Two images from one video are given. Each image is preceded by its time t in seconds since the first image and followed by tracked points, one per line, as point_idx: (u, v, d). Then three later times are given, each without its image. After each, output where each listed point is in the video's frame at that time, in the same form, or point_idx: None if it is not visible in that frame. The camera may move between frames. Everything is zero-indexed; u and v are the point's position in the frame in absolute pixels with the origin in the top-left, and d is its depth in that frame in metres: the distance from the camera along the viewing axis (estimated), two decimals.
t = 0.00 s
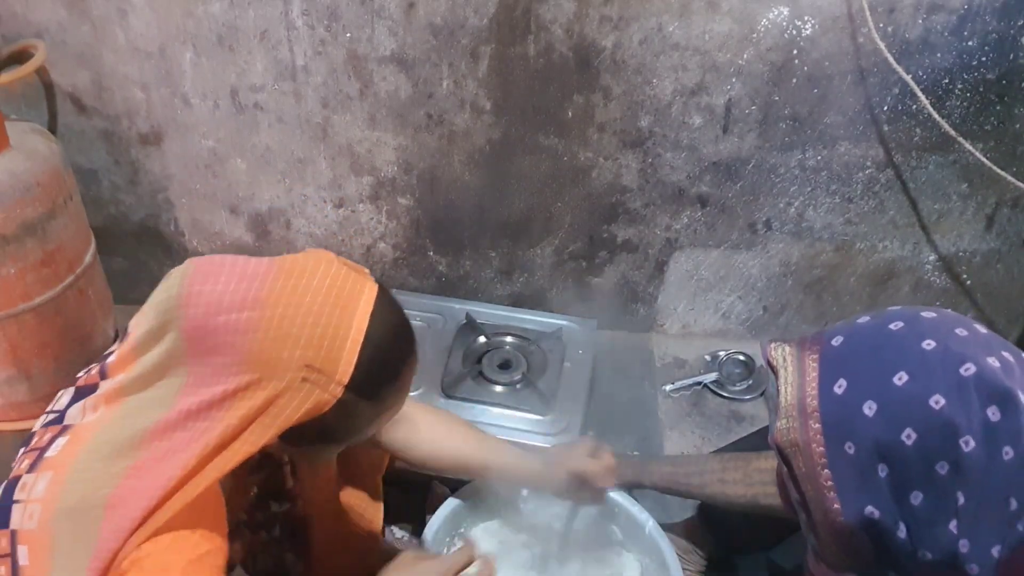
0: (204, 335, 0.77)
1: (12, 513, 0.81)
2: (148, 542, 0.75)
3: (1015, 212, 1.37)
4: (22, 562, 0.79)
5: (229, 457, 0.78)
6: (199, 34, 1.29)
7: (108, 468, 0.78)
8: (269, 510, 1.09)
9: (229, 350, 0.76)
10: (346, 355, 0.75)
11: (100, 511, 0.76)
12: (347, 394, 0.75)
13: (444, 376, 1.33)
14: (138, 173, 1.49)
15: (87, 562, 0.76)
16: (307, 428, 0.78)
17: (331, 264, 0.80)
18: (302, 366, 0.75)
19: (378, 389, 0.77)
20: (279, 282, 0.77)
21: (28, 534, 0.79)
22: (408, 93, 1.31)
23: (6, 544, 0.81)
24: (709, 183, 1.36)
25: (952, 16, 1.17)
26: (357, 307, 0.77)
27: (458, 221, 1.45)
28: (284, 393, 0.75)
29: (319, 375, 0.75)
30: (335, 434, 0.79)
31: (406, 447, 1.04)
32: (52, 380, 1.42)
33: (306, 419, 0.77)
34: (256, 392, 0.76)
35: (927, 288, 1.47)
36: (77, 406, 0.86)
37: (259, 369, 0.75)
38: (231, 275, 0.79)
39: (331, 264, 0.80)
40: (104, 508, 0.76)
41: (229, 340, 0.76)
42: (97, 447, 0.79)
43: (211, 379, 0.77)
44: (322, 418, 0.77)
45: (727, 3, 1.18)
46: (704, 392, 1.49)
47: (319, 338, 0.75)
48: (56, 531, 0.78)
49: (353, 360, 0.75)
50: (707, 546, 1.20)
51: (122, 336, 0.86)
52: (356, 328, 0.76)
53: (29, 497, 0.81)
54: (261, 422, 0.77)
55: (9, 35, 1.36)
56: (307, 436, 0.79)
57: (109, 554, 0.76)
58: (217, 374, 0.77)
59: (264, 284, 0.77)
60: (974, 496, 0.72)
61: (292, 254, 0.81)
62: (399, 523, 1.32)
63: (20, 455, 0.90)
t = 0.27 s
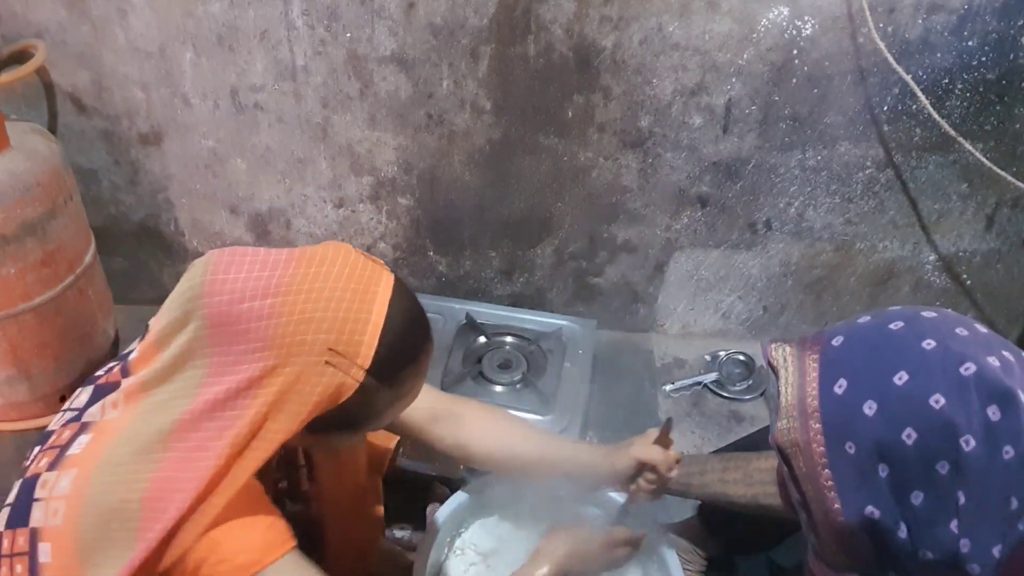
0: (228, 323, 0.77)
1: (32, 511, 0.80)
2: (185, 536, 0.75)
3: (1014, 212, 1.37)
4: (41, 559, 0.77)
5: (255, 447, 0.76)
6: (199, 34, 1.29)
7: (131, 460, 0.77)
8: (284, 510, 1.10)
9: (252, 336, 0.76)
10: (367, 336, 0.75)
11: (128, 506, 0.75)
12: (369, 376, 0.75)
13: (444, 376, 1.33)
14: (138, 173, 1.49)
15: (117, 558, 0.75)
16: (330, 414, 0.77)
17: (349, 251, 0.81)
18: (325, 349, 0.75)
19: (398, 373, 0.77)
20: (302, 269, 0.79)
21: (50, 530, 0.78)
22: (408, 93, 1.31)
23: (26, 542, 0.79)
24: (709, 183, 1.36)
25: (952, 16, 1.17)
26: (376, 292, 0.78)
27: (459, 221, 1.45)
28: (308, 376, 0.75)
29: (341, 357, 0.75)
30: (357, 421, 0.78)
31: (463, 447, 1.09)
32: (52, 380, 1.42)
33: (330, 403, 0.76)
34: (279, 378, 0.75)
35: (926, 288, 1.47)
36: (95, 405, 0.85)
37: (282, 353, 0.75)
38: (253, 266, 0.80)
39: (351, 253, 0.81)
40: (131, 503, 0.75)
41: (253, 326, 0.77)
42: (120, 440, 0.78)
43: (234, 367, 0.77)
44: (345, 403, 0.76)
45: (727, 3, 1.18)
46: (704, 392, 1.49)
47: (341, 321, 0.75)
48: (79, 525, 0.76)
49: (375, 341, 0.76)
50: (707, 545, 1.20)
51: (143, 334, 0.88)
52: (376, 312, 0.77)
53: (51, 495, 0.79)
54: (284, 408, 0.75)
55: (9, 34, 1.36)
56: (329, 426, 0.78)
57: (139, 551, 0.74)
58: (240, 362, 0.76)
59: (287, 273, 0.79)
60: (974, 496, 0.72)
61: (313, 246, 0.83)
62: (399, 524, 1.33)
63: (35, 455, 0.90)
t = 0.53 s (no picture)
0: (262, 321, 0.80)
1: (50, 508, 0.84)
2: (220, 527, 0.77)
3: (1015, 212, 1.37)
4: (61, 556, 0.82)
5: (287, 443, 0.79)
6: (199, 34, 1.29)
7: (166, 453, 0.80)
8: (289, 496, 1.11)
9: (287, 335, 0.79)
10: (401, 336, 0.79)
11: (164, 498, 0.78)
12: (402, 374, 0.79)
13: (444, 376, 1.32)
14: (138, 173, 1.49)
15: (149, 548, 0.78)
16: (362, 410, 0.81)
17: (380, 255, 0.84)
18: (360, 347, 0.78)
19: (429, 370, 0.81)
20: (335, 270, 0.82)
21: (84, 522, 0.81)
22: (408, 93, 1.31)
23: (40, 539, 0.84)
24: (709, 183, 1.36)
25: (952, 16, 1.17)
26: (408, 293, 0.82)
27: (459, 221, 1.45)
28: (343, 374, 0.78)
29: (376, 355, 0.78)
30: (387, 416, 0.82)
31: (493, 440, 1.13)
32: (52, 380, 1.42)
33: (363, 400, 0.79)
34: (314, 375, 0.78)
35: (926, 288, 1.47)
36: (116, 401, 0.88)
37: (318, 351, 0.78)
38: (286, 265, 0.83)
39: (382, 254, 0.85)
40: (166, 493, 0.78)
41: (287, 325, 0.79)
42: (154, 434, 0.81)
43: (269, 364, 0.79)
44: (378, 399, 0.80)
45: (726, 3, 1.18)
46: (704, 392, 1.49)
47: (376, 321, 0.79)
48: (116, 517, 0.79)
49: (407, 340, 0.80)
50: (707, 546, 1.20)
51: (167, 332, 0.90)
52: (409, 313, 0.80)
53: (73, 491, 0.83)
54: (318, 405, 0.78)
55: (9, 34, 1.37)
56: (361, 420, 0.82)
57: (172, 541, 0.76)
58: (274, 358, 0.79)
59: (321, 273, 0.82)
60: (975, 497, 0.72)
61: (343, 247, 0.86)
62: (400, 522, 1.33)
63: (50, 451, 0.92)
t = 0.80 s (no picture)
0: (256, 320, 0.81)
1: (44, 508, 0.84)
2: (220, 531, 0.77)
3: (1015, 212, 1.36)
4: (63, 553, 0.82)
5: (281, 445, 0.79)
6: (199, 34, 1.29)
7: (158, 457, 0.79)
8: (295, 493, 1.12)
9: (281, 336, 0.80)
10: (395, 337, 0.81)
11: (158, 502, 0.77)
12: (396, 375, 0.81)
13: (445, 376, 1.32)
14: (138, 173, 1.49)
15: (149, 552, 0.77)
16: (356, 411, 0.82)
17: (373, 256, 0.86)
18: (355, 349, 0.80)
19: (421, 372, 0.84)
20: (329, 271, 0.83)
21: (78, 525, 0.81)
22: (408, 93, 1.31)
23: (38, 538, 0.84)
24: (709, 183, 1.36)
25: (952, 16, 1.17)
26: (401, 295, 0.84)
27: (459, 221, 1.45)
28: (338, 375, 0.79)
29: (370, 356, 0.80)
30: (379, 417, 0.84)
31: (483, 408, 1.07)
32: (52, 380, 1.42)
33: (357, 401, 0.81)
34: (309, 377, 0.79)
35: (926, 288, 1.47)
36: (106, 400, 0.87)
37: (313, 353, 0.79)
38: (279, 267, 0.83)
39: (374, 255, 0.87)
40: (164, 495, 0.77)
41: (282, 324, 0.80)
42: (149, 438, 0.80)
43: (262, 366, 0.79)
44: (372, 401, 0.81)
45: (726, 3, 1.18)
46: (704, 392, 1.49)
47: (370, 322, 0.81)
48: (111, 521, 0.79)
49: (401, 341, 0.81)
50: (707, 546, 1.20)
51: (155, 333, 0.89)
52: (403, 314, 0.82)
53: (67, 490, 0.83)
54: (312, 406, 0.79)
55: (9, 35, 1.37)
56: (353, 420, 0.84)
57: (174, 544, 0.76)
58: (270, 357, 0.79)
59: (314, 274, 0.83)
60: (976, 496, 0.72)
61: (335, 248, 0.87)
62: (400, 522, 1.31)
63: (42, 452, 0.91)
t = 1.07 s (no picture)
0: (198, 306, 0.75)
1: (20, 517, 0.82)
2: (189, 526, 0.74)
3: (1014, 212, 1.37)
4: (42, 560, 0.80)
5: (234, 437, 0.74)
6: (199, 34, 1.29)
7: (116, 458, 0.76)
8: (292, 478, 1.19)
9: (222, 324, 0.74)
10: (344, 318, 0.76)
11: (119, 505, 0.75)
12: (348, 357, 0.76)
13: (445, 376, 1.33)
14: (137, 173, 1.49)
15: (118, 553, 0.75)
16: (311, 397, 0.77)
17: (317, 234, 0.80)
18: (300, 333, 0.74)
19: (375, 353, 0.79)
20: (271, 251, 0.77)
21: (49, 533, 0.79)
22: (409, 93, 1.31)
23: (18, 548, 0.81)
24: (709, 183, 1.36)
25: (952, 17, 1.17)
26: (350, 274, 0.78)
27: (458, 221, 1.45)
28: (285, 361, 0.74)
29: (318, 339, 0.75)
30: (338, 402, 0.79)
31: (428, 399, 1.00)
32: (52, 380, 1.42)
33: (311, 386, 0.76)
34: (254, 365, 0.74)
35: (926, 288, 1.47)
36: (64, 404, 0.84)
37: (256, 341, 0.74)
38: (219, 249, 0.78)
39: (321, 235, 0.81)
40: (124, 496, 0.75)
41: (225, 309, 0.74)
42: (105, 437, 0.77)
43: (203, 358, 0.74)
44: (325, 384, 0.76)
45: (727, 3, 1.18)
46: (704, 392, 1.49)
47: (315, 303, 0.75)
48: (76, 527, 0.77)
49: (351, 322, 0.76)
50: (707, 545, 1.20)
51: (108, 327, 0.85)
52: (352, 295, 0.77)
53: (36, 499, 0.81)
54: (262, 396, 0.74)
55: (9, 35, 1.37)
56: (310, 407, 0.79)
57: (143, 544, 0.73)
58: (211, 347, 0.74)
59: (255, 255, 0.77)
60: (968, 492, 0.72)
61: (282, 229, 0.82)
62: (400, 523, 1.32)
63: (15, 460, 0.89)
